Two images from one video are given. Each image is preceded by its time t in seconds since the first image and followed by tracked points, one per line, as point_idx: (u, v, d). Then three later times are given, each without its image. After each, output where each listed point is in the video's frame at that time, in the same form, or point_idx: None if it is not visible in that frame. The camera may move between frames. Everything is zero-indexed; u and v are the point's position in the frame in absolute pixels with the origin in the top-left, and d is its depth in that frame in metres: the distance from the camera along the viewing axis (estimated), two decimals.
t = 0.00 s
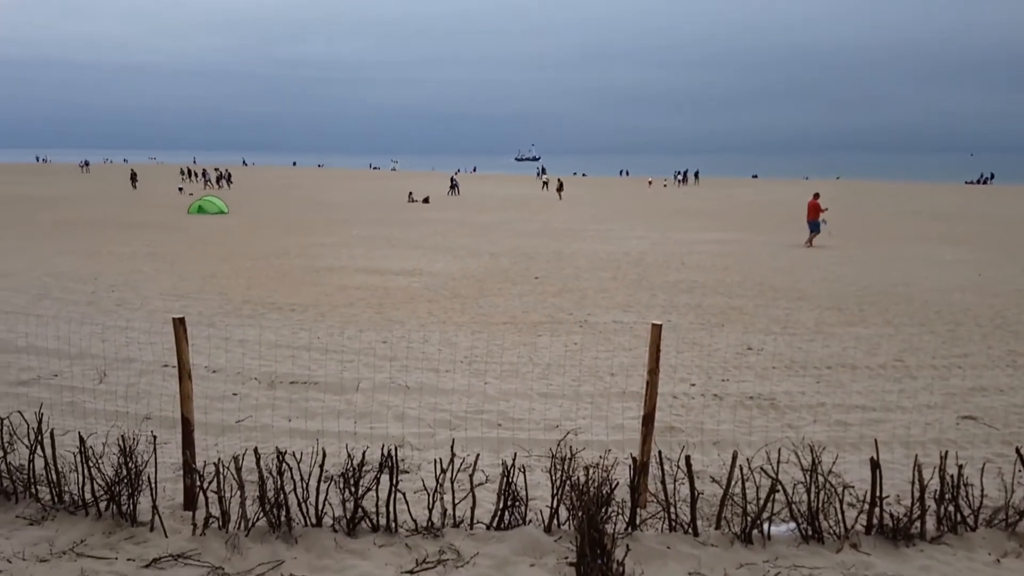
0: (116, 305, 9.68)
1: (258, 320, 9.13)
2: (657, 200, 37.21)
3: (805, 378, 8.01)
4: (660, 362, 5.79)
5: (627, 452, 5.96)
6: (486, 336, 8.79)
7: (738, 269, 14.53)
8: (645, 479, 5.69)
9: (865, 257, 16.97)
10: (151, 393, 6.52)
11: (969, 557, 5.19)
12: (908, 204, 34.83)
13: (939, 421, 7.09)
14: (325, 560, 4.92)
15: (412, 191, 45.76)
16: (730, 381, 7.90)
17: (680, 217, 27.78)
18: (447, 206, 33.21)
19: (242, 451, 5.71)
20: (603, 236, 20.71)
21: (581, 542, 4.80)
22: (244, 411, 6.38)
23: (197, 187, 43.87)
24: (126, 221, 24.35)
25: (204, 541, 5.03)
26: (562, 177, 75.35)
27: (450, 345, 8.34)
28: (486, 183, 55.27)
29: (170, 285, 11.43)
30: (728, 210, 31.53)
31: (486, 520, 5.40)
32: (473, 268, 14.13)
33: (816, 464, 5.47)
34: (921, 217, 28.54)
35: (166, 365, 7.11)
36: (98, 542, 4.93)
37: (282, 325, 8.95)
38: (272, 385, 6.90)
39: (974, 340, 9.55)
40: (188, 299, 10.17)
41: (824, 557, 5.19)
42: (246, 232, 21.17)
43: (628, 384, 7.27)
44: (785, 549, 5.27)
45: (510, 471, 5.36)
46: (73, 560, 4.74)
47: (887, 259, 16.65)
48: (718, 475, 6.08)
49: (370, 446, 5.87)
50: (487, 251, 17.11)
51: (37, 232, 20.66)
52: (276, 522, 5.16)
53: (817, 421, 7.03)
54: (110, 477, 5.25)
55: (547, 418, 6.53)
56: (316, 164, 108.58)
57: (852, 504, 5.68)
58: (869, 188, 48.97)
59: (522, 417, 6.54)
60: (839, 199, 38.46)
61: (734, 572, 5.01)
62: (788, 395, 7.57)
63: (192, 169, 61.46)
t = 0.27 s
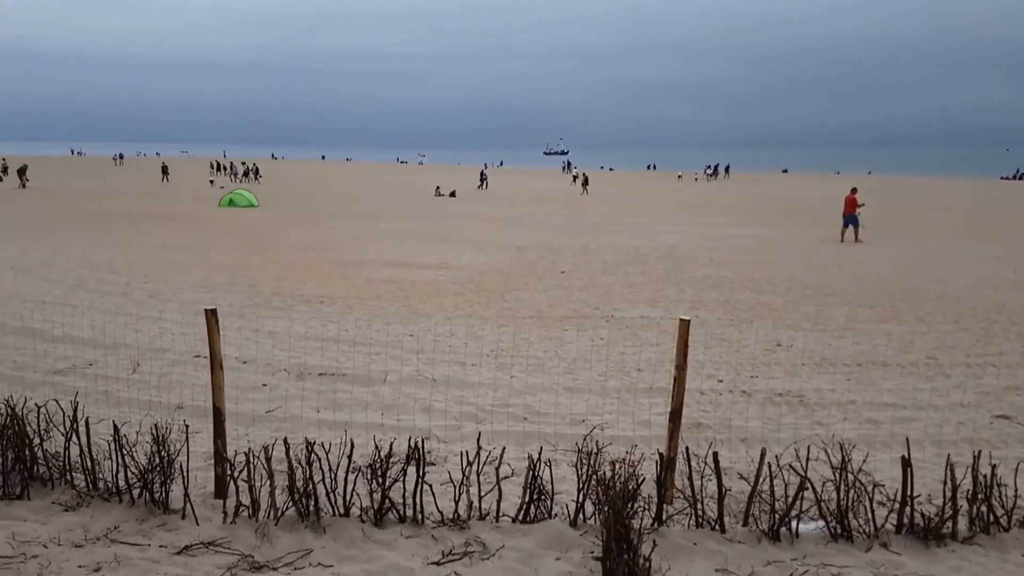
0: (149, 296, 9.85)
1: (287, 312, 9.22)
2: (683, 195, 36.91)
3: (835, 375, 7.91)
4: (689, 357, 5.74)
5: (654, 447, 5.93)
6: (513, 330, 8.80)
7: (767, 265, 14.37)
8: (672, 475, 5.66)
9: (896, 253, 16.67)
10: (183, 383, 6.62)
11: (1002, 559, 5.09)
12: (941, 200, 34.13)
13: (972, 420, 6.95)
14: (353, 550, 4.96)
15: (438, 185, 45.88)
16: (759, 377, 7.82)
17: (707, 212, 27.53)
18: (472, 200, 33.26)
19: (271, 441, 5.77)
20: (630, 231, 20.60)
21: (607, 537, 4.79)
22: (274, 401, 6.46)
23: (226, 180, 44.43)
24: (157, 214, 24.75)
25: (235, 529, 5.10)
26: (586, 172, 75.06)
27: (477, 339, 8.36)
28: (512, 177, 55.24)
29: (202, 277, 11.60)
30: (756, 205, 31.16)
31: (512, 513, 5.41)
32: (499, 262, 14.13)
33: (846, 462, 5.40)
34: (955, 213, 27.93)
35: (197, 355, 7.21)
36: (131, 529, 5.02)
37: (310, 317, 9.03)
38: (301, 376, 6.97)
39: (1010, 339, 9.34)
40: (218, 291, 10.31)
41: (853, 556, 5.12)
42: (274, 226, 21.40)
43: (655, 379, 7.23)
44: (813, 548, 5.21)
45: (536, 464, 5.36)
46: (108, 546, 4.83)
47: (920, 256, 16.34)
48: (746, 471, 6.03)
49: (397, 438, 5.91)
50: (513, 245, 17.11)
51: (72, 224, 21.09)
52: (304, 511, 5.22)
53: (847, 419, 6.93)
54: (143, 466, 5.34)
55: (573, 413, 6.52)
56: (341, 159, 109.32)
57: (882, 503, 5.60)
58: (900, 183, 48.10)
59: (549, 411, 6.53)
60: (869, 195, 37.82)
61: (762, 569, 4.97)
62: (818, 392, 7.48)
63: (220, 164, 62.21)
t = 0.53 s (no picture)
0: (184, 288, 10.02)
1: (318, 305, 9.32)
2: (713, 190, 36.51)
3: (869, 373, 7.79)
4: (720, 353, 5.69)
5: (683, 444, 5.89)
6: (542, 324, 8.80)
7: (798, 261, 14.19)
8: (702, 472, 5.62)
9: (932, 250, 16.35)
10: (217, 373, 6.73)
11: None
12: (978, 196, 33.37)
13: (1010, 420, 6.81)
14: (382, 541, 5.00)
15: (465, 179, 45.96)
16: (790, 374, 7.73)
17: (737, 207, 27.21)
18: (499, 194, 33.30)
19: (303, 432, 5.84)
20: (659, 225, 20.47)
21: (636, 532, 4.77)
22: (306, 392, 6.53)
23: (256, 174, 44.95)
24: (191, 207, 25.13)
25: (267, 518, 5.18)
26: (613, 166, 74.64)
27: (506, 333, 8.37)
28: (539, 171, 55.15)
29: (235, 269, 11.76)
30: (787, 200, 30.74)
31: (540, 507, 5.41)
32: (528, 257, 14.12)
33: (879, 460, 5.31)
34: (994, 209, 27.28)
35: (231, 347, 7.32)
36: (167, 517, 5.11)
37: (341, 310, 9.11)
38: (332, 368, 7.04)
39: None
40: (251, 284, 10.45)
41: (886, 556, 5.05)
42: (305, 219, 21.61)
43: (685, 375, 7.19)
44: (845, 547, 5.15)
45: (565, 459, 5.36)
46: (144, 533, 4.92)
47: (956, 252, 16.01)
48: (777, 469, 5.96)
49: (426, 431, 5.94)
50: (541, 239, 17.10)
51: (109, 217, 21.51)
52: (335, 502, 5.28)
53: (880, 417, 6.83)
54: (178, 455, 5.44)
55: (602, 408, 6.51)
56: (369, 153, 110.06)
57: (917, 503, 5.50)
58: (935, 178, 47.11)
59: (578, 406, 6.53)
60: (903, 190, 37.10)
61: (793, 568, 4.91)
62: (851, 389, 7.38)
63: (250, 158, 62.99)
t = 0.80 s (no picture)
0: (218, 285, 10.16)
1: (349, 303, 9.39)
2: (742, 190, 36.11)
3: (903, 377, 7.65)
4: (751, 355, 5.63)
5: (714, 446, 5.84)
6: (571, 324, 8.77)
7: (830, 262, 13.98)
8: (732, 475, 5.56)
9: (969, 252, 16.00)
10: (250, 369, 6.81)
11: None
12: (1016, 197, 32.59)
13: None
14: (411, 538, 5.02)
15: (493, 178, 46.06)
16: (823, 377, 7.62)
17: (768, 207, 26.89)
18: (527, 193, 33.30)
19: (334, 428, 5.89)
20: (688, 226, 20.31)
21: (665, 534, 4.73)
22: (336, 389, 6.58)
23: (286, 173, 45.44)
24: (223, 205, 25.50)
25: (298, 514, 5.23)
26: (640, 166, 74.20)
27: (535, 332, 8.37)
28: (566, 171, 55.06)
29: (267, 267, 11.90)
30: (818, 200, 30.32)
31: (569, 507, 5.39)
32: (557, 256, 14.10)
33: (914, 465, 5.21)
34: None
35: (263, 343, 7.41)
36: (200, 510, 5.19)
37: (372, 308, 9.18)
38: (363, 366, 7.09)
39: None
40: (283, 281, 10.56)
41: (920, 563, 4.95)
42: (334, 218, 21.80)
43: (716, 377, 7.12)
44: (878, 553, 5.06)
45: (594, 460, 5.33)
46: (178, 526, 5.00)
47: (994, 255, 15.65)
48: (809, 473, 5.89)
49: (455, 429, 5.95)
50: (569, 239, 17.06)
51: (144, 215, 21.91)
52: (364, 498, 5.31)
53: (915, 422, 6.70)
54: (212, 449, 5.51)
55: (632, 409, 6.47)
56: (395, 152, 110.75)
57: (953, 510, 5.39)
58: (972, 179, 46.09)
59: (607, 407, 6.50)
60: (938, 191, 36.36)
61: (824, 573, 4.84)
62: (885, 393, 7.25)
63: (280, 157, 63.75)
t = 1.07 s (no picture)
0: (248, 283, 10.29)
1: (376, 302, 9.46)
2: (769, 192, 35.72)
3: (936, 383, 7.52)
4: (780, 359, 5.56)
5: (741, 450, 5.79)
6: (597, 326, 8.75)
7: (860, 266, 13.78)
8: (760, 480, 5.51)
9: (1004, 256, 15.68)
10: (279, 367, 6.88)
11: None
12: None
13: None
14: (436, 537, 5.03)
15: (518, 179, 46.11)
16: (852, 382, 7.52)
17: (796, 209, 26.58)
18: (552, 194, 33.28)
19: (361, 427, 5.93)
20: (715, 227, 20.16)
21: (691, 538, 4.70)
22: (363, 388, 6.63)
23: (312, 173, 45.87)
24: (251, 205, 25.79)
25: (325, 511, 5.27)
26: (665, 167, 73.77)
27: (561, 334, 8.35)
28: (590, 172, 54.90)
29: (295, 266, 12.02)
30: (847, 203, 29.90)
31: (594, 509, 5.37)
32: (582, 257, 14.06)
33: (946, 473, 5.11)
34: None
35: (291, 342, 7.48)
36: (229, 506, 5.25)
37: (398, 308, 9.22)
38: (389, 365, 7.13)
39: None
40: (311, 281, 10.65)
41: (952, 573, 4.85)
42: (360, 218, 21.95)
43: (744, 381, 7.06)
44: (908, 561, 4.97)
45: (620, 463, 5.30)
46: (207, 521, 5.06)
47: None
48: (838, 479, 5.81)
49: (480, 430, 5.96)
50: (595, 240, 17.03)
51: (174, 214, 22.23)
52: (390, 497, 5.34)
53: (947, 429, 6.58)
54: (241, 446, 5.58)
55: (658, 412, 6.44)
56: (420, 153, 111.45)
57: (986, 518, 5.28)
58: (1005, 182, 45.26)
59: (633, 410, 6.47)
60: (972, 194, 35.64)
61: None
62: (916, 400, 7.13)
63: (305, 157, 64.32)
